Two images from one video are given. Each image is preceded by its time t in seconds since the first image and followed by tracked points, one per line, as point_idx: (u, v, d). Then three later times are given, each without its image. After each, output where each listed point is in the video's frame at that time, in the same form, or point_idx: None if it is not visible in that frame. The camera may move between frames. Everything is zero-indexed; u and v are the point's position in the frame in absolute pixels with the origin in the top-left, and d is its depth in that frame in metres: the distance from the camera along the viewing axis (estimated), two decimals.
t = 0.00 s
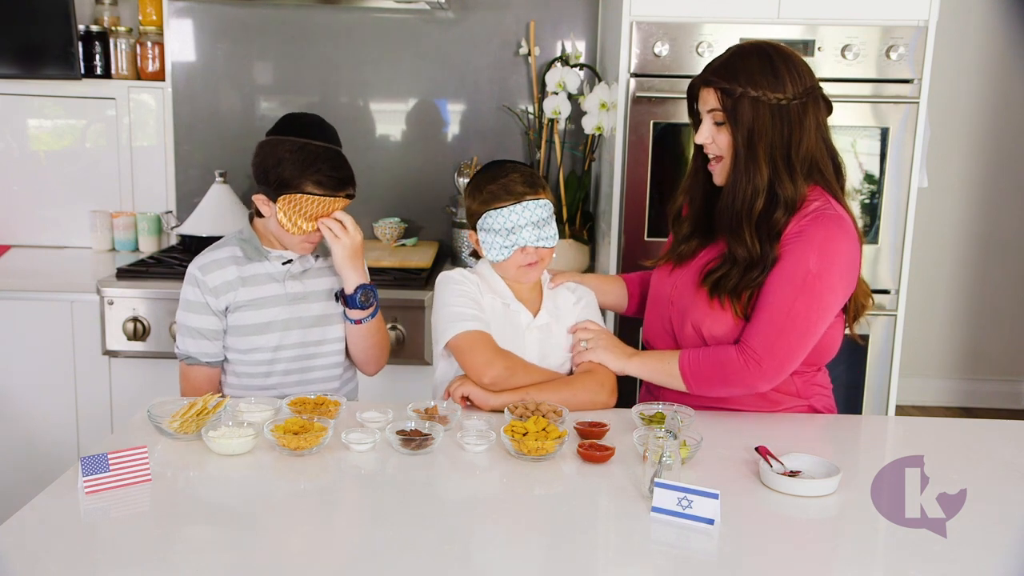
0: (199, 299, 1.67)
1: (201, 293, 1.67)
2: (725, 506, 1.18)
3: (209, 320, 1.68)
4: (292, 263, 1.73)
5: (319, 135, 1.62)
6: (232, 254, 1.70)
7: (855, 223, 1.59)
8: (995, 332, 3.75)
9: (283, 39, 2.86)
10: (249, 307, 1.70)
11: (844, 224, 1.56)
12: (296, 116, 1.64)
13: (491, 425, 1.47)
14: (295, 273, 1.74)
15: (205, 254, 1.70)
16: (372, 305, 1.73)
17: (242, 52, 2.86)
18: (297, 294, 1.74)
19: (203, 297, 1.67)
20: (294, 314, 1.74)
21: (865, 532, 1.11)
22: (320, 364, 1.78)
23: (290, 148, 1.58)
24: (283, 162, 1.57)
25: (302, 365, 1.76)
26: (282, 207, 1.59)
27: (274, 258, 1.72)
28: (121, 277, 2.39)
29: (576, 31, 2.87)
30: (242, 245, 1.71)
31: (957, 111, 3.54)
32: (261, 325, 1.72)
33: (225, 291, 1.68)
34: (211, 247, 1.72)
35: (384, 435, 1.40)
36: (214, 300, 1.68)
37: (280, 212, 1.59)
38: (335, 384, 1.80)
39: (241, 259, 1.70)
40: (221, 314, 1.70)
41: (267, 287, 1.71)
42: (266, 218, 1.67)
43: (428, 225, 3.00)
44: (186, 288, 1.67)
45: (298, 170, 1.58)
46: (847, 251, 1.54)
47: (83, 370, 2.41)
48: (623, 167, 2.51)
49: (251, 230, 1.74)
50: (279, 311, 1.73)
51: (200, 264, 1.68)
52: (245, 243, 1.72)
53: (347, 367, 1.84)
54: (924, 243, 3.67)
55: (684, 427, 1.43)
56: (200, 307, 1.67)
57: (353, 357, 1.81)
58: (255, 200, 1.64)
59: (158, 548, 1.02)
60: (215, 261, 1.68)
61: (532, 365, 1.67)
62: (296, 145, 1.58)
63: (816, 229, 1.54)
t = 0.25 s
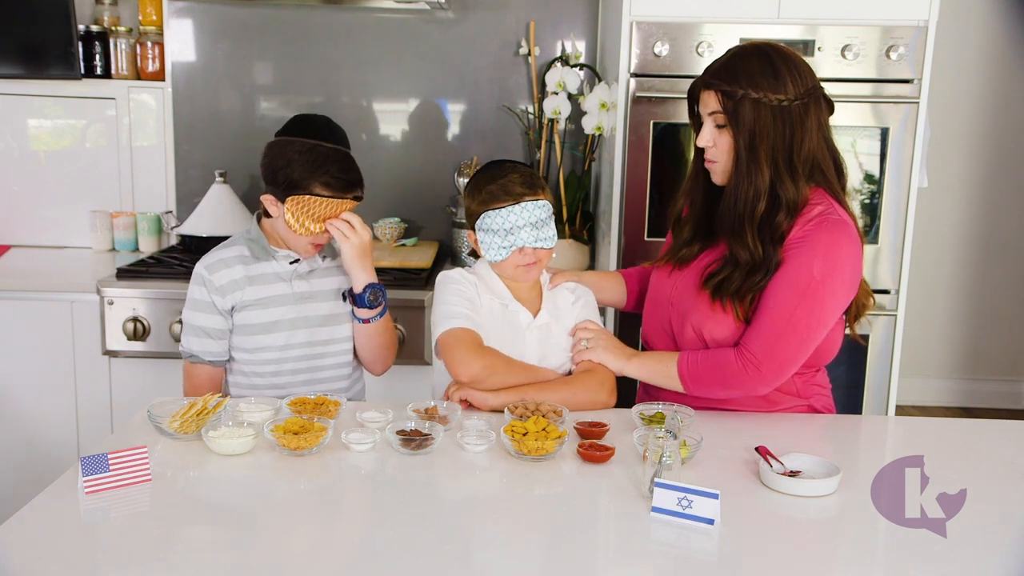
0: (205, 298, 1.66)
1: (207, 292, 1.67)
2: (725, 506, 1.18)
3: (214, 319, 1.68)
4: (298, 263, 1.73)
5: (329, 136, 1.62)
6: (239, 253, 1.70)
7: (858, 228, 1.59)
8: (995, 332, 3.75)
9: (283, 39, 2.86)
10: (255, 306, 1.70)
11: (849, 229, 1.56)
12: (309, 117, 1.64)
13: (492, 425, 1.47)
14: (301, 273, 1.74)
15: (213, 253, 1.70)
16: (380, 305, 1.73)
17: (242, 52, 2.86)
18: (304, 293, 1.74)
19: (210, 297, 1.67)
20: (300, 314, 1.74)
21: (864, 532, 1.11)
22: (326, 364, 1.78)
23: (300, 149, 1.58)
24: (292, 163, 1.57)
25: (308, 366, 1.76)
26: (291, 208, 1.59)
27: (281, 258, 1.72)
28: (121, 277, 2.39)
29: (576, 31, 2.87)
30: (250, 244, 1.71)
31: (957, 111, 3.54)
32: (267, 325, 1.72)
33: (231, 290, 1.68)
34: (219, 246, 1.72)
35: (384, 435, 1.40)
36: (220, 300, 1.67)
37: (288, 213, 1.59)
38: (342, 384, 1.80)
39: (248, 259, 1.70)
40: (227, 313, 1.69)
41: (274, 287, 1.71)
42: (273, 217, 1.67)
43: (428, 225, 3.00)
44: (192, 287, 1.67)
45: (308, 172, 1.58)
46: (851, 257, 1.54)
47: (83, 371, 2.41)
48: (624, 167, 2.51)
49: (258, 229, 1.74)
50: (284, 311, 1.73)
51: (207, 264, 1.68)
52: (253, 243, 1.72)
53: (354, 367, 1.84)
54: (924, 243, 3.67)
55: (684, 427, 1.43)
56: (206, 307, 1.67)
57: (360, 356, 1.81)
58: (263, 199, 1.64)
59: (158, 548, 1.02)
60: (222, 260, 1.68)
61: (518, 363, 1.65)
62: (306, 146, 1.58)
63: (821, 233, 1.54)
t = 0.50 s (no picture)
0: (211, 296, 1.67)
1: (213, 290, 1.67)
2: (725, 506, 1.18)
3: (219, 317, 1.68)
4: (307, 262, 1.72)
5: (345, 139, 1.61)
6: (248, 252, 1.70)
7: (860, 231, 1.59)
8: (995, 332, 3.75)
9: (283, 39, 2.86)
10: (262, 305, 1.70)
11: (851, 232, 1.56)
12: (326, 119, 1.62)
13: (492, 425, 1.47)
14: (310, 272, 1.73)
15: (221, 251, 1.70)
16: (382, 305, 1.74)
17: (242, 52, 2.86)
18: (311, 293, 1.74)
19: (216, 295, 1.67)
20: (306, 313, 1.74)
21: (865, 532, 1.11)
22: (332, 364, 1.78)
23: (314, 151, 1.57)
24: (306, 164, 1.56)
25: (314, 365, 1.76)
26: (300, 209, 1.59)
27: (290, 257, 1.72)
28: (121, 277, 2.39)
29: (576, 31, 2.87)
30: (259, 242, 1.71)
31: (957, 111, 3.54)
32: (273, 324, 1.72)
33: (237, 289, 1.68)
34: (229, 244, 1.72)
35: (384, 435, 1.40)
36: (226, 299, 1.68)
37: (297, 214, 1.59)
38: (348, 384, 1.80)
39: (256, 257, 1.70)
40: (232, 312, 1.70)
41: (282, 286, 1.71)
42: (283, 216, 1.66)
43: (428, 225, 3.00)
44: (199, 285, 1.68)
45: (321, 174, 1.57)
46: (852, 261, 1.54)
47: (83, 371, 2.41)
48: (623, 167, 2.51)
49: (267, 228, 1.74)
50: (291, 310, 1.73)
51: (214, 262, 1.68)
52: (262, 241, 1.72)
53: (361, 366, 1.84)
54: (924, 243, 3.67)
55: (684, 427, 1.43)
56: (212, 305, 1.67)
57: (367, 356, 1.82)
58: (273, 197, 1.63)
59: (157, 548, 1.02)
60: (230, 258, 1.68)
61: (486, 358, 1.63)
62: (321, 148, 1.57)
63: (823, 237, 1.54)
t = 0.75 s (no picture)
0: (220, 291, 1.68)
1: (223, 285, 1.68)
2: (725, 506, 1.18)
3: (227, 313, 1.69)
4: (315, 262, 1.73)
5: (356, 142, 1.62)
6: (258, 249, 1.71)
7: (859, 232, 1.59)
8: (995, 332, 3.75)
9: (283, 39, 2.86)
10: (270, 302, 1.71)
11: (851, 233, 1.56)
12: (338, 121, 1.64)
13: (491, 425, 1.47)
14: (318, 271, 1.74)
15: (233, 247, 1.71)
16: (393, 305, 1.75)
17: (242, 52, 2.86)
18: (320, 292, 1.75)
19: (225, 290, 1.68)
20: (314, 312, 1.75)
21: (865, 532, 1.11)
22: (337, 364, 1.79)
23: (326, 152, 1.58)
24: (317, 165, 1.57)
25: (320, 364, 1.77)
26: (310, 210, 1.60)
27: (299, 257, 1.72)
28: (121, 277, 2.39)
29: (576, 31, 2.87)
30: (269, 241, 1.72)
31: (957, 111, 3.54)
32: (280, 321, 1.73)
33: (246, 285, 1.69)
34: (241, 241, 1.74)
35: (384, 435, 1.40)
36: (235, 294, 1.69)
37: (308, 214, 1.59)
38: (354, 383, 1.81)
39: (266, 255, 1.71)
40: (240, 308, 1.71)
41: (291, 284, 1.72)
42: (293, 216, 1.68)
43: (428, 225, 3.00)
44: (209, 280, 1.69)
45: (332, 175, 1.58)
46: (852, 262, 1.54)
47: (83, 371, 2.41)
48: (623, 167, 2.51)
49: (278, 227, 1.75)
50: (298, 308, 1.73)
51: (223, 258, 1.69)
52: (272, 240, 1.72)
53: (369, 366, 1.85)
54: (924, 243, 3.67)
55: (684, 427, 1.42)
56: (221, 299, 1.68)
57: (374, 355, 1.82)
58: (284, 197, 1.64)
59: (157, 548, 1.02)
60: (240, 255, 1.69)
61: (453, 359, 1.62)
62: (332, 149, 1.58)
63: (824, 239, 1.54)
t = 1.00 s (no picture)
0: (239, 282, 1.70)
1: (242, 277, 1.71)
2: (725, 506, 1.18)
3: (248, 304, 1.71)
4: (329, 261, 1.75)
5: (369, 145, 1.64)
6: (273, 245, 1.75)
7: (852, 227, 1.59)
8: (995, 332, 3.75)
9: (283, 39, 2.86)
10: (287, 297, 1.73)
11: (842, 228, 1.56)
12: (352, 124, 1.66)
13: (491, 425, 1.47)
14: (332, 269, 1.76)
15: (249, 243, 1.75)
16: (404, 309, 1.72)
17: (242, 53, 2.86)
18: (331, 291, 1.76)
19: (242, 281, 1.71)
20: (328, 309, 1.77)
21: (865, 532, 1.11)
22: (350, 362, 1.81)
23: (339, 154, 1.60)
24: (330, 167, 1.59)
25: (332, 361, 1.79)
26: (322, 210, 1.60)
27: (312, 254, 1.75)
28: (121, 277, 2.39)
29: (576, 31, 2.87)
30: (283, 237, 1.76)
31: (957, 111, 3.54)
32: (297, 317, 1.74)
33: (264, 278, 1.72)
34: (256, 237, 1.77)
35: (384, 435, 1.40)
36: (253, 285, 1.71)
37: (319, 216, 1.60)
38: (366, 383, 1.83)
39: (281, 250, 1.74)
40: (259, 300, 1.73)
41: (306, 281, 1.74)
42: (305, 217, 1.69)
43: (428, 225, 3.00)
44: (227, 273, 1.71)
45: (343, 178, 1.59)
46: (846, 257, 1.54)
47: (83, 371, 2.41)
48: (623, 167, 2.51)
49: (293, 225, 1.79)
50: (315, 305, 1.75)
51: (241, 249, 1.73)
52: (286, 236, 1.76)
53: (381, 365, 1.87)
54: (924, 243, 3.67)
55: (684, 427, 1.42)
56: (239, 289, 1.70)
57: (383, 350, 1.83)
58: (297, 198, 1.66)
59: (157, 548, 1.02)
60: (257, 249, 1.73)
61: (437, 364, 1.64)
62: (344, 152, 1.60)
63: (816, 235, 1.54)
